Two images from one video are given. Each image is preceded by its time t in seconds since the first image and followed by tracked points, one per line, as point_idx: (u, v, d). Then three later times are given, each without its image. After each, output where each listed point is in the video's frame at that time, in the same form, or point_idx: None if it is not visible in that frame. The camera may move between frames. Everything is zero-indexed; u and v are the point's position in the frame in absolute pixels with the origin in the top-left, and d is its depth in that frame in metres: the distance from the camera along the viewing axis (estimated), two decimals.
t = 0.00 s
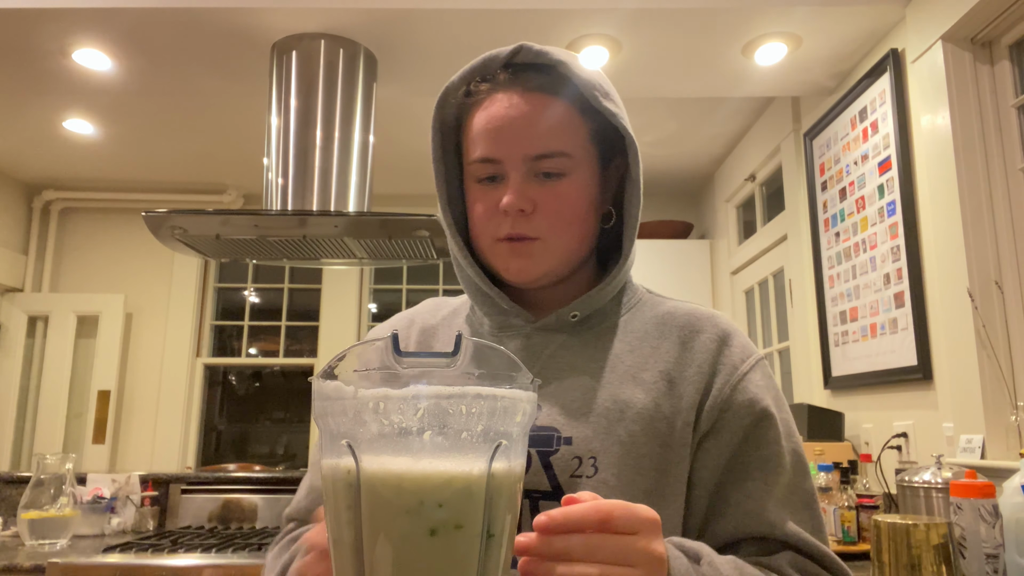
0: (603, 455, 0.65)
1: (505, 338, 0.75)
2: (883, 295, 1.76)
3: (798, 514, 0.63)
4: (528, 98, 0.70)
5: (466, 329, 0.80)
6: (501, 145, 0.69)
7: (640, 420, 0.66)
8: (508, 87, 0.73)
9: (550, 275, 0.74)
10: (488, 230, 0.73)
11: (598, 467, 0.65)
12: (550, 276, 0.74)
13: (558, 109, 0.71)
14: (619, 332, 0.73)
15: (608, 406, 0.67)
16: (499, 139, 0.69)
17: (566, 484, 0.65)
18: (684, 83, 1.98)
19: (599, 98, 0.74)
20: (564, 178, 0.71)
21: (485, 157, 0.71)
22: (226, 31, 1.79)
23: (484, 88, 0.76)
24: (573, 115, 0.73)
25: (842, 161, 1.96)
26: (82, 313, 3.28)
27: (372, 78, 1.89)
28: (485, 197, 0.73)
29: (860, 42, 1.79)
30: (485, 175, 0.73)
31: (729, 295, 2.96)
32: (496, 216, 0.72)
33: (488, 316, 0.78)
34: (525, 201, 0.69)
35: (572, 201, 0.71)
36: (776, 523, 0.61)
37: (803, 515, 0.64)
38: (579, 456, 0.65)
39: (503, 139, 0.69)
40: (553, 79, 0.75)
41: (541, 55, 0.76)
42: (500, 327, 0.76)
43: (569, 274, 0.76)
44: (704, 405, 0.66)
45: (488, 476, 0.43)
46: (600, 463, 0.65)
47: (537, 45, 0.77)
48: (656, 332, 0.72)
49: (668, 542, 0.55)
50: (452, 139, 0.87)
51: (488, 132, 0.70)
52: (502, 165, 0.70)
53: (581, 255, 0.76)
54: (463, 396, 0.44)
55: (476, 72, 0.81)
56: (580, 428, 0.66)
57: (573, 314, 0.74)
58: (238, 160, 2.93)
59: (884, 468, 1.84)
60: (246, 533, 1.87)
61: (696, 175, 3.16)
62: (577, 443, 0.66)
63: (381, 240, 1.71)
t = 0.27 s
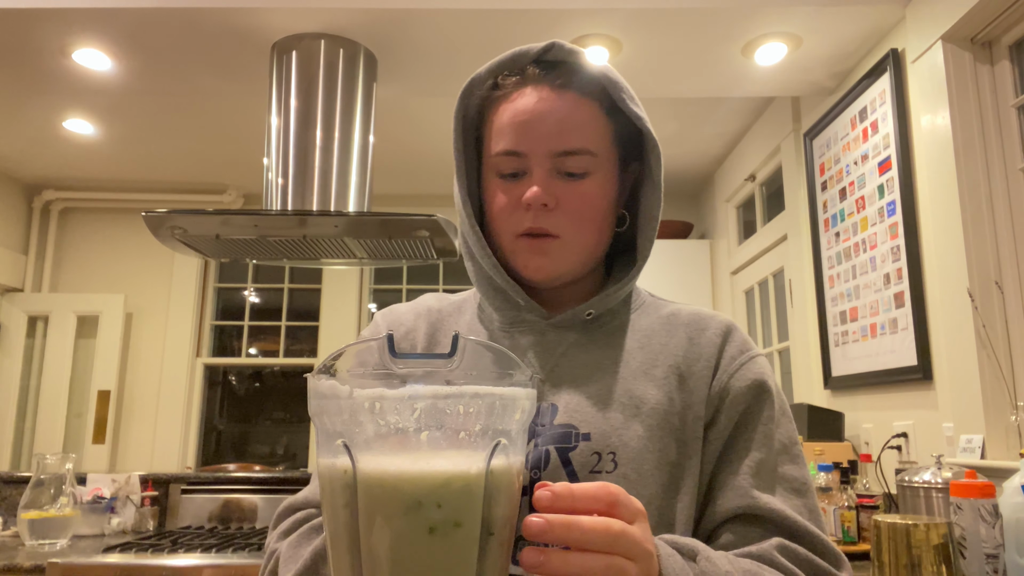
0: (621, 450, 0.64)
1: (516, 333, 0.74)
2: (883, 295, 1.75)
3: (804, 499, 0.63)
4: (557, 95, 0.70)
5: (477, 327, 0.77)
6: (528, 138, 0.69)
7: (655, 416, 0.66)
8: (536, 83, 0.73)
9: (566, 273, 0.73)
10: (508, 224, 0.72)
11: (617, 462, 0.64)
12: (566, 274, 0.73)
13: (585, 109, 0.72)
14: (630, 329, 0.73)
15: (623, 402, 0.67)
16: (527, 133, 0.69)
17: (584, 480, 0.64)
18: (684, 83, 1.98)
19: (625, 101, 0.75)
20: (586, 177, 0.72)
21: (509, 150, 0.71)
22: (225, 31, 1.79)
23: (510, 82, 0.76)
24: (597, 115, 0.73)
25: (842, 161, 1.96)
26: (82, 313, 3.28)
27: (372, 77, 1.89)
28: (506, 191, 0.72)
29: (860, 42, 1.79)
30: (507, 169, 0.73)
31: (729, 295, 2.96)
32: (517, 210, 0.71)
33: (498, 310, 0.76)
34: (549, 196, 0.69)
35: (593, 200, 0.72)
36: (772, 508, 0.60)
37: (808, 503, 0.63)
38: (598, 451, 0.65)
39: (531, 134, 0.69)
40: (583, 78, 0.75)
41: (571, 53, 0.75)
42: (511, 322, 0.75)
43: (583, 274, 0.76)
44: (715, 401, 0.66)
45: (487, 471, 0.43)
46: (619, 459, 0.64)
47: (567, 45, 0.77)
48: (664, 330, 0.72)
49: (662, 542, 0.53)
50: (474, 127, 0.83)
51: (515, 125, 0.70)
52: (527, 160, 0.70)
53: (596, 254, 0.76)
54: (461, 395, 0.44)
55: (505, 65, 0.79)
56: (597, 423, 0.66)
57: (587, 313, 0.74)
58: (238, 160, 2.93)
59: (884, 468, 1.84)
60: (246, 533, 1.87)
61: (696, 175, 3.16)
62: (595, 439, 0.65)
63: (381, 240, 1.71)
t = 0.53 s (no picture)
0: (634, 461, 0.62)
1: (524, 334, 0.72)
2: (883, 295, 1.75)
3: (823, 516, 0.61)
4: (580, 85, 0.67)
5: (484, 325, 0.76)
6: (547, 131, 0.66)
7: (670, 425, 0.63)
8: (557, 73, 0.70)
9: (579, 272, 0.70)
10: (520, 218, 0.69)
11: (630, 474, 0.61)
12: (580, 272, 0.71)
13: (608, 102, 0.69)
14: (644, 334, 0.72)
15: (637, 410, 0.64)
16: (546, 125, 0.66)
17: (594, 491, 0.61)
18: (684, 82, 1.98)
19: (651, 94, 0.75)
20: (605, 173, 0.69)
21: (526, 142, 0.68)
22: (225, 31, 1.78)
23: (528, 69, 0.73)
24: (619, 107, 0.70)
25: (842, 161, 1.96)
26: (82, 313, 3.28)
27: (372, 78, 1.89)
28: (519, 184, 0.69)
29: (860, 42, 1.79)
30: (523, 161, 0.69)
31: (729, 295, 2.96)
32: (531, 204, 0.68)
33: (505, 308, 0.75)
34: (566, 192, 0.66)
35: (611, 197, 0.69)
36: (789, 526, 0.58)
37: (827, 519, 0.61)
38: (611, 461, 0.62)
39: (550, 126, 0.66)
40: (605, 72, 0.73)
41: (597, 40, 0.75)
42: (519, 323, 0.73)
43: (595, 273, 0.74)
44: (733, 411, 0.64)
45: (495, 430, 0.41)
46: (632, 471, 0.61)
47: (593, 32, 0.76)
48: (678, 335, 0.71)
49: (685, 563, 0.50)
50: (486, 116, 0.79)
51: (534, 115, 0.67)
52: (544, 153, 0.67)
53: (611, 253, 0.73)
54: (469, 348, 0.40)
55: (523, 49, 0.76)
56: (609, 430, 0.63)
57: (599, 315, 0.73)
58: (238, 159, 2.93)
59: (884, 468, 1.84)
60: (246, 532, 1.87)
61: (696, 175, 3.16)
62: (608, 447, 0.62)
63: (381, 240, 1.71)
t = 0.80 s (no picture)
0: (638, 474, 0.62)
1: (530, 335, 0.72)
2: (883, 295, 1.76)
3: (827, 527, 0.59)
4: (603, 73, 0.66)
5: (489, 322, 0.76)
6: (566, 117, 0.65)
7: (676, 434, 0.63)
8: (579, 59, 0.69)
9: (591, 268, 0.69)
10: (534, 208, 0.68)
11: (634, 488, 0.62)
12: (593, 267, 0.70)
13: (630, 92, 0.68)
14: (650, 339, 0.71)
15: (643, 419, 0.64)
16: (565, 111, 0.65)
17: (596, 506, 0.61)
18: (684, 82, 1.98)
19: (674, 82, 0.74)
20: (623, 165, 0.68)
21: (544, 129, 0.67)
22: (225, 31, 1.78)
23: (548, 52, 0.73)
24: (641, 99, 0.70)
25: (842, 161, 1.96)
26: (82, 313, 3.28)
27: (372, 78, 1.89)
28: (534, 172, 0.68)
29: (860, 42, 1.79)
30: (539, 149, 0.69)
31: (729, 295, 2.96)
32: (545, 195, 0.67)
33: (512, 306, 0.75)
34: (583, 182, 0.65)
35: (628, 189, 0.68)
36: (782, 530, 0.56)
37: (830, 531, 0.59)
38: (614, 473, 0.62)
39: (570, 112, 0.65)
40: (631, 61, 0.73)
41: (624, 25, 0.74)
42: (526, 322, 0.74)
43: (606, 270, 0.73)
44: (741, 415, 0.64)
45: (518, 348, 0.39)
46: (636, 484, 0.62)
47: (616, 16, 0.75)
48: (686, 338, 0.70)
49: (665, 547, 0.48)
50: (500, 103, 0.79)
51: (555, 102, 0.66)
52: (561, 140, 0.66)
53: (624, 250, 0.73)
54: (500, 261, 0.39)
55: (543, 31, 0.76)
56: (613, 441, 0.63)
57: (607, 315, 0.72)
58: (237, 159, 2.93)
59: (884, 468, 1.84)
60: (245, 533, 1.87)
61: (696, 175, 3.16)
62: (612, 459, 0.63)
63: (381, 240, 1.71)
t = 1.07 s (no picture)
0: (632, 479, 0.62)
1: (525, 334, 0.71)
2: (883, 295, 1.75)
3: (812, 517, 0.60)
4: (632, 74, 0.66)
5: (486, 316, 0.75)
6: (590, 115, 0.65)
7: (672, 436, 0.63)
8: (606, 53, 0.68)
9: (601, 272, 0.69)
10: (549, 206, 0.68)
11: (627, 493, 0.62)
12: (604, 273, 0.70)
13: (658, 96, 0.68)
14: (645, 335, 0.71)
15: (639, 421, 0.64)
16: (590, 109, 0.66)
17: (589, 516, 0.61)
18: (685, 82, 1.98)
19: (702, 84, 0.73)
20: (641, 170, 0.68)
21: (565, 126, 0.67)
22: (225, 31, 1.78)
23: (575, 41, 0.71)
24: (667, 105, 0.70)
25: (842, 161, 1.96)
26: (82, 313, 3.28)
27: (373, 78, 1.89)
28: (551, 169, 0.68)
29: (860, 42, 1.79)
30: (558, 145, 0.68)
31: (729, 295, 2.96)
32: (562, 194, 0.67)
33: (509, 306, 0.74)
34: (603, 185, 0.65)
35: (644, 195, 0.69)
36: (761, 519, 0.57)
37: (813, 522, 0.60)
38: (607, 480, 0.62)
39: (596, 112, 0.65)
40: (662, 59, 0.72)
41: (659, 20, 0.72)
42: (522, 321, 0.72)
43: (614, 275, 0.73)
44: (733, 403, 0.65)
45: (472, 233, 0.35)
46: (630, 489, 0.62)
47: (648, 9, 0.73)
48: (682, 334, 0.70)
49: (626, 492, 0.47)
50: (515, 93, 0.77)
51: (580, 99, 0.66)
52: (582, 139, 0.67)
53: (634, 258, 0.73)
54: (448, 129, 0.35)
55: (570, 19, 0.73)
56: (606, 445, 0.63)
57: (606, 319, 0.71)
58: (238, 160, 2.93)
59: (883, 468, 1.84)
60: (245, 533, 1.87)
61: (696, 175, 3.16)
62: (604, 464, 0.63)
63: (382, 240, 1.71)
